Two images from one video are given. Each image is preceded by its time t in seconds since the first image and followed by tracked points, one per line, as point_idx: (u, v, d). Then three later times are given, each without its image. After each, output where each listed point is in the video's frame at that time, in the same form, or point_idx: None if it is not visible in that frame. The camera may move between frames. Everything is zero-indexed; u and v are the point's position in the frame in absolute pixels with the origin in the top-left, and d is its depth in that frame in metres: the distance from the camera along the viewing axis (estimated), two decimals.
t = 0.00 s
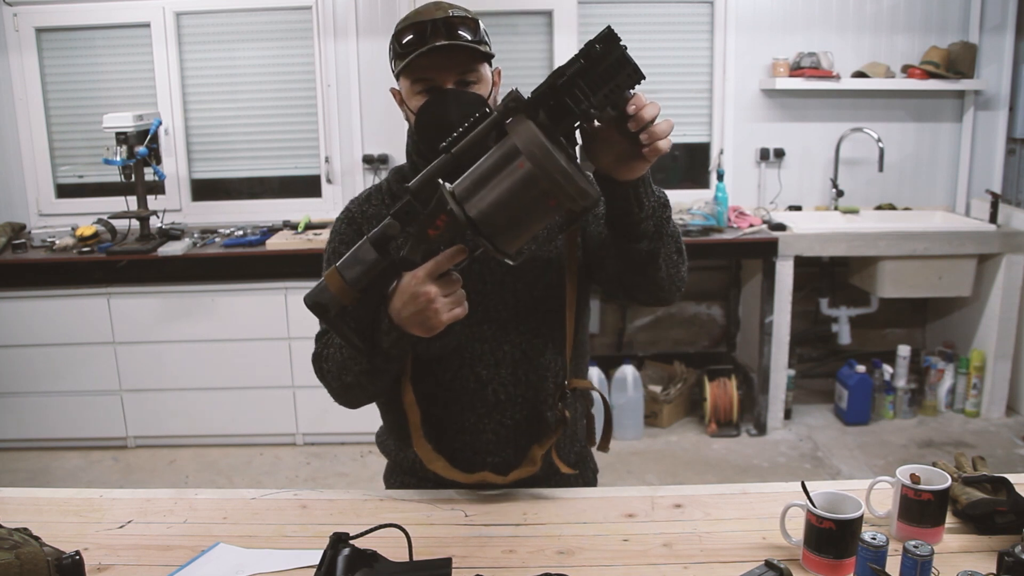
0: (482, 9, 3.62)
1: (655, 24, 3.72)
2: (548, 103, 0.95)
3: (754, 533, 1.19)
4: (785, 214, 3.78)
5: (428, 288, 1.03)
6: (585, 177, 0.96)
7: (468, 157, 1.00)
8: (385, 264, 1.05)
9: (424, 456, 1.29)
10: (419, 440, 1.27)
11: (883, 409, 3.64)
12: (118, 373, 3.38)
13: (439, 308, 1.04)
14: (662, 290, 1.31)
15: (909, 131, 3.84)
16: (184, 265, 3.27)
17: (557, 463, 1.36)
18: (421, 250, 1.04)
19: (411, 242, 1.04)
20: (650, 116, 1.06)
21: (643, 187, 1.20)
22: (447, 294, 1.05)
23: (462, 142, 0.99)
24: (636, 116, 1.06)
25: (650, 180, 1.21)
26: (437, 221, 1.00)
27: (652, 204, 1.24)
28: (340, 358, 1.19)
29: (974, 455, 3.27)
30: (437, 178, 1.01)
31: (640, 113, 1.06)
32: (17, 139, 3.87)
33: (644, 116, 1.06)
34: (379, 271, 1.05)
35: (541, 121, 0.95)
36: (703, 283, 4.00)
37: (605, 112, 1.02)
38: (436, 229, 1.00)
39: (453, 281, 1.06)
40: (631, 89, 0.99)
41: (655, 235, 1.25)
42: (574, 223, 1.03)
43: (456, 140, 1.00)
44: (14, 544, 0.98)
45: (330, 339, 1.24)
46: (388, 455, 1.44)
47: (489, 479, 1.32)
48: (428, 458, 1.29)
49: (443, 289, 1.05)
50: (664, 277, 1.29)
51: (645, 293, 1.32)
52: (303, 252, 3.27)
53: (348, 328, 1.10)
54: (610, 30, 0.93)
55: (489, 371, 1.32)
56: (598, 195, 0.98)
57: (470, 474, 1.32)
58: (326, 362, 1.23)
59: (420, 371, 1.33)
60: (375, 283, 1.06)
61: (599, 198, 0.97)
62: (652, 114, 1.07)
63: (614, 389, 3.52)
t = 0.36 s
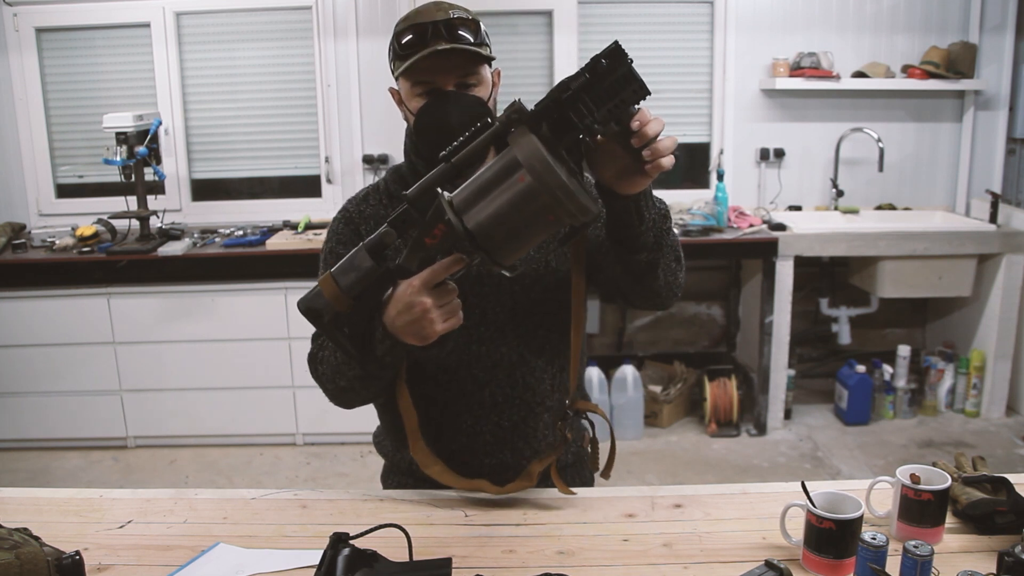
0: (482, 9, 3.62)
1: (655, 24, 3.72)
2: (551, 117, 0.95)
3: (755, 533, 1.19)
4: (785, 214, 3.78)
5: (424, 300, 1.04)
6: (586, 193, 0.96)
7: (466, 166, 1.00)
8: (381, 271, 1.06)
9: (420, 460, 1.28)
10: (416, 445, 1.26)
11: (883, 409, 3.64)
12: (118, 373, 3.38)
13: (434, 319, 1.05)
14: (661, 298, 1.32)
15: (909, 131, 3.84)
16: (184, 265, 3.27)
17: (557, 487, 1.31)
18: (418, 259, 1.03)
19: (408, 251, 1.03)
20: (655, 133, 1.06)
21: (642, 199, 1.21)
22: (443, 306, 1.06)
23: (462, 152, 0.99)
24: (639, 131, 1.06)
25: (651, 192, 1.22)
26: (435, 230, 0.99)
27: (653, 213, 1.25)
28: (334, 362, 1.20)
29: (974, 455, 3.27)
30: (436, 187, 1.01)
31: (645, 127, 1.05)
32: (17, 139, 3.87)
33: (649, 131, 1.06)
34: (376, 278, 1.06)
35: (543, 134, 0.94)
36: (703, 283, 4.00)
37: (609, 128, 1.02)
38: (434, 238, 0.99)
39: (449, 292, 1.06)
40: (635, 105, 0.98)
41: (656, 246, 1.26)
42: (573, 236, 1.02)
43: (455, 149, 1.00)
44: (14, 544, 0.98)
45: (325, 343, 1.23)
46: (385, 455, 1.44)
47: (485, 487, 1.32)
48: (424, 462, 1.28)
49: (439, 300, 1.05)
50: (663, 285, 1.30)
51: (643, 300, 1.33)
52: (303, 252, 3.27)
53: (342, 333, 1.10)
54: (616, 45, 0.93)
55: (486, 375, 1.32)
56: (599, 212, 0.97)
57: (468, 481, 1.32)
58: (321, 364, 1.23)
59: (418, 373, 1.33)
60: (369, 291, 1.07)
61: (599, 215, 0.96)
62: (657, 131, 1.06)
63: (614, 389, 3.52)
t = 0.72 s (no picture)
0: (483, 9, 3.62)
1: (655, 24, 3.72)
2: (544, 112, 0.95)
3: (755, 533, 1.19)
4: (785, 214, 3.78)
5: (421, 296, 1.04)
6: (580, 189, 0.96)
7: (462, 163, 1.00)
8: (376, 269, 1.06)
9: (417, 461, 1.28)
10: (412, 446, 1.26)
11: (883, 409, 3.64)
12: (118, 373, 3.38)
13: (431, 316, 1.05)
14: (659, 298, 1.32)
15: (909, 131, 3.84)
16: (184, 265, 3.27)
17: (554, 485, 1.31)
18: (413, 257, 1.04)
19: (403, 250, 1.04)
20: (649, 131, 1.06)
21: (639, 200, 1.20)
22: (439, 303, 1.06)
23: (457, 149, 0.99)
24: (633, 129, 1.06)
25: (648, 192, 1.22)
26: (430, 228, 0.99)
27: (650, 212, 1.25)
28: (330, 361, 1.20)
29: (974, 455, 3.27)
30: (431, 184, 1.01)
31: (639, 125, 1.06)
32: (17, 139, 3.87)
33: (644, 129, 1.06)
34: (371, 276, 1.06)
35: (536, 130, 0.94)
36: (703, 283, 4.00)
37: (604, 123, 1.02)
38: (428, 236, 0.99)
39: (444, 290, 1.07)
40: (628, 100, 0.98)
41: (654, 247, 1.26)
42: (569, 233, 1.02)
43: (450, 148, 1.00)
44: (15, 544, 0.98)
45: (320, 340, 1.24)
46: (382, 456, 1.44)
47: (483, 487, 1.32)
48: (421, 463, 1.28)
49: (436, 297, 1.06)
50: (659, 285, 1.30)
51: (640, 301, 1.32)
52: (302, 252, 3.27)
53: (337, 330, 1.10)
54: (609, 40, 0.93)
55: (483, 375, 1.32)
56: (593, 208, 0.97)
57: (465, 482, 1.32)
58: (317, 362, 1.24)
59: (415, 374, 1.33)
60: (365, 288, 1.07)
61: (593, 210, 0.96)
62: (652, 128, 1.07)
63: (614, 389, 3.53)
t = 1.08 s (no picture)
0: (483, 9, 3.62)
1: (655, 24, 3.72)
2: (543, 111, 0.95)
3: (755, 533, 1.19)
4: (785, 214, 3.78)
5: (418, 294, 1.04)
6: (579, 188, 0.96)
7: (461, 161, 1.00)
8: (375, 266, 1.06)
9: (417, 457, 1.28)
10: (413, 442, 1.26)
11: (883, 409, 3.64)
12: (118, 373, 3.38)
13: (428, 314, 1.06)
14: (659, 297, 1.32)
15: (909, 131, 3.84)
16: (184, 265, 3.27)
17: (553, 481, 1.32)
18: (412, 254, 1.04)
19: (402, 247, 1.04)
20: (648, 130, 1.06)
21: (638, 198, 1.20)
22: (436, 301, 1.06)
23: (457, 147, 0.99)
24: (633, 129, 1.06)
25: (647, 191, 1.22)
26: (428, 225, 0.99)
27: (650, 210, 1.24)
28: (329, 358, 1.20)
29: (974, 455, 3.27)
30: (431, 182, 1.01)
31: (638, 124, 1.06)
32: (17, 139, 3.87)
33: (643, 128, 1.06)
34: (370, 273, 1.06)
35: (535, 129, 0.94)
36: (703, 283, 4.00)
37: (603, 122, 1.02)
38: (427, 233, 0.99)
39: (442, 287, 1.07)
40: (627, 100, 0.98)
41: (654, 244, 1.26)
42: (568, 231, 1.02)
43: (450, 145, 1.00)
44: (14, 544, 0.98)
45: (318, 338, 1.24)
46: (382, 454, 1.44)
47: (484, 484, 1.32)
48: (421, 459, 1.28)
49: (433, 295, 1.06)
50: (659, 284, 1.30)
51: (639, 300, 1.33)
52: (302, 252, 3.27)
53: (334, 327, 1.10)
54: (608, 39, 0.93)
55: (483, 372, 1.33)
56: (592, 207, 0.97)
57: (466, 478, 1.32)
58: (316, 359, 1.24)
59: (415, 371, 1.33)
60: (365, 284, 1.07)
61: (591, 209, 0.96)
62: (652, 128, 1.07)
63: (614, 389, 3.53)
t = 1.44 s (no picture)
0: (483, 9, 3.62)
1: (655, 24, 3.72)
2: (541, 112, 0.95)
3: (755, 533, 1.19)
4: (785, 214, 3.78)
5: (415, 293, 1.04)
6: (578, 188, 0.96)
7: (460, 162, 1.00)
8: (373, 266, 1.06)
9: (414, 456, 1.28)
10: (409, 442, 1.26)
11: (882, 409, 3.64)
12: (118, 373, 3.38)
13: (424, 312, 1.06)
14: (657, 298, 1.32)
15: (909, 131, 3.84)
16: (184, 265, 3.27)
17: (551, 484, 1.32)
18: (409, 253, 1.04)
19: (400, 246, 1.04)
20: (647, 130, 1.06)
21: (637, 199, 1.20)
22: (433, 301, 1.06)
23: (456, 148, 0.99)
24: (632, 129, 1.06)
25: (646, 192, 1.22)
26: (426, 225, 0.99)
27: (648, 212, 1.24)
28: (327, 356, 1.20)
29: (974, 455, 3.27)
30: (429, 182, 1.01)
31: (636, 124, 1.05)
32: (17, 139, 3.87)
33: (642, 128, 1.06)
34: (368, 273, 1.06)
35: (534, 130, 0.94)
36: (703, 283, 4.00)
37: (603, 123, 1.02)
38: (425, 233, 0.99)
39: (439, 287, 1.07)
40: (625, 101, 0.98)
41: (653, 245, 1.26)
42: (566, 232, 1.02)
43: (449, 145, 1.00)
44: (14, 544, 0.98)
45: (317, 337, 1.24)
46: (381, 454, 1.45)
47: (481, 485, 1.32)
48: (419, 459, 1.28)
49: (429, 294, 1.06)
50: (658, 285, 1.30)
51: (638, 301, 1.33)
52: (302, 252, 3.27)
53: (333, 326, 1.10)
54: (607, 40, 0.93)
55: (480, 372, 1.33)
56: (591, 208, 0.97)
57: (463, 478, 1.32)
58: (314, 358, 1.24)
59: (414, 370, 1.33)
60: (363, 283, 1.07)
61: (589, 209, 0.96)
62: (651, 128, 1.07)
63: (614, 389, 3.53)
